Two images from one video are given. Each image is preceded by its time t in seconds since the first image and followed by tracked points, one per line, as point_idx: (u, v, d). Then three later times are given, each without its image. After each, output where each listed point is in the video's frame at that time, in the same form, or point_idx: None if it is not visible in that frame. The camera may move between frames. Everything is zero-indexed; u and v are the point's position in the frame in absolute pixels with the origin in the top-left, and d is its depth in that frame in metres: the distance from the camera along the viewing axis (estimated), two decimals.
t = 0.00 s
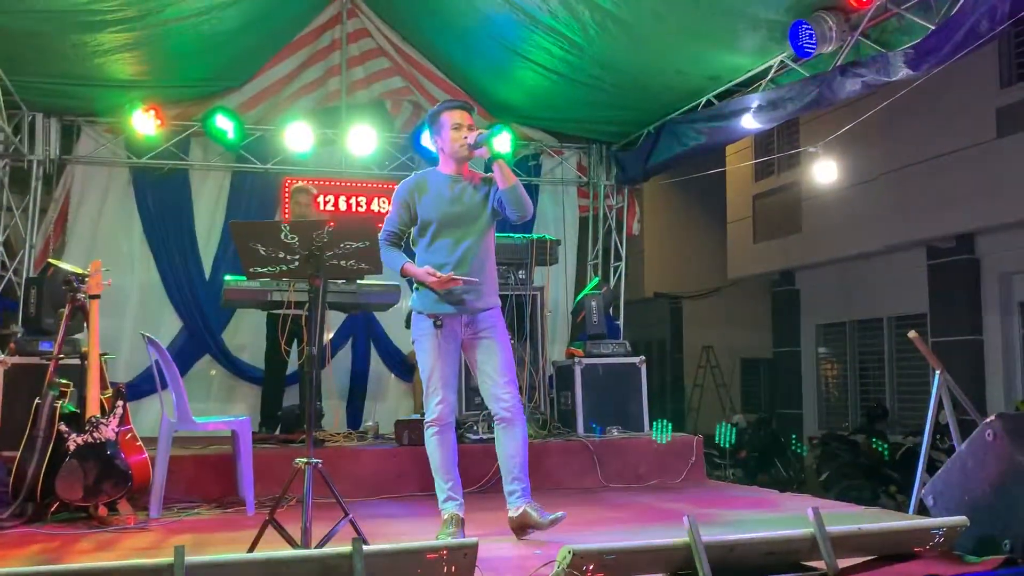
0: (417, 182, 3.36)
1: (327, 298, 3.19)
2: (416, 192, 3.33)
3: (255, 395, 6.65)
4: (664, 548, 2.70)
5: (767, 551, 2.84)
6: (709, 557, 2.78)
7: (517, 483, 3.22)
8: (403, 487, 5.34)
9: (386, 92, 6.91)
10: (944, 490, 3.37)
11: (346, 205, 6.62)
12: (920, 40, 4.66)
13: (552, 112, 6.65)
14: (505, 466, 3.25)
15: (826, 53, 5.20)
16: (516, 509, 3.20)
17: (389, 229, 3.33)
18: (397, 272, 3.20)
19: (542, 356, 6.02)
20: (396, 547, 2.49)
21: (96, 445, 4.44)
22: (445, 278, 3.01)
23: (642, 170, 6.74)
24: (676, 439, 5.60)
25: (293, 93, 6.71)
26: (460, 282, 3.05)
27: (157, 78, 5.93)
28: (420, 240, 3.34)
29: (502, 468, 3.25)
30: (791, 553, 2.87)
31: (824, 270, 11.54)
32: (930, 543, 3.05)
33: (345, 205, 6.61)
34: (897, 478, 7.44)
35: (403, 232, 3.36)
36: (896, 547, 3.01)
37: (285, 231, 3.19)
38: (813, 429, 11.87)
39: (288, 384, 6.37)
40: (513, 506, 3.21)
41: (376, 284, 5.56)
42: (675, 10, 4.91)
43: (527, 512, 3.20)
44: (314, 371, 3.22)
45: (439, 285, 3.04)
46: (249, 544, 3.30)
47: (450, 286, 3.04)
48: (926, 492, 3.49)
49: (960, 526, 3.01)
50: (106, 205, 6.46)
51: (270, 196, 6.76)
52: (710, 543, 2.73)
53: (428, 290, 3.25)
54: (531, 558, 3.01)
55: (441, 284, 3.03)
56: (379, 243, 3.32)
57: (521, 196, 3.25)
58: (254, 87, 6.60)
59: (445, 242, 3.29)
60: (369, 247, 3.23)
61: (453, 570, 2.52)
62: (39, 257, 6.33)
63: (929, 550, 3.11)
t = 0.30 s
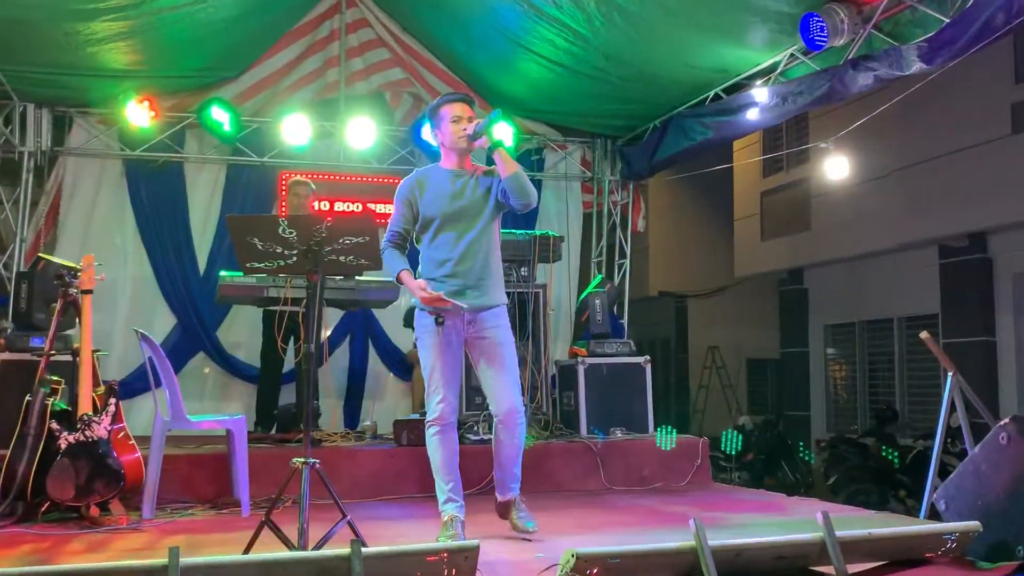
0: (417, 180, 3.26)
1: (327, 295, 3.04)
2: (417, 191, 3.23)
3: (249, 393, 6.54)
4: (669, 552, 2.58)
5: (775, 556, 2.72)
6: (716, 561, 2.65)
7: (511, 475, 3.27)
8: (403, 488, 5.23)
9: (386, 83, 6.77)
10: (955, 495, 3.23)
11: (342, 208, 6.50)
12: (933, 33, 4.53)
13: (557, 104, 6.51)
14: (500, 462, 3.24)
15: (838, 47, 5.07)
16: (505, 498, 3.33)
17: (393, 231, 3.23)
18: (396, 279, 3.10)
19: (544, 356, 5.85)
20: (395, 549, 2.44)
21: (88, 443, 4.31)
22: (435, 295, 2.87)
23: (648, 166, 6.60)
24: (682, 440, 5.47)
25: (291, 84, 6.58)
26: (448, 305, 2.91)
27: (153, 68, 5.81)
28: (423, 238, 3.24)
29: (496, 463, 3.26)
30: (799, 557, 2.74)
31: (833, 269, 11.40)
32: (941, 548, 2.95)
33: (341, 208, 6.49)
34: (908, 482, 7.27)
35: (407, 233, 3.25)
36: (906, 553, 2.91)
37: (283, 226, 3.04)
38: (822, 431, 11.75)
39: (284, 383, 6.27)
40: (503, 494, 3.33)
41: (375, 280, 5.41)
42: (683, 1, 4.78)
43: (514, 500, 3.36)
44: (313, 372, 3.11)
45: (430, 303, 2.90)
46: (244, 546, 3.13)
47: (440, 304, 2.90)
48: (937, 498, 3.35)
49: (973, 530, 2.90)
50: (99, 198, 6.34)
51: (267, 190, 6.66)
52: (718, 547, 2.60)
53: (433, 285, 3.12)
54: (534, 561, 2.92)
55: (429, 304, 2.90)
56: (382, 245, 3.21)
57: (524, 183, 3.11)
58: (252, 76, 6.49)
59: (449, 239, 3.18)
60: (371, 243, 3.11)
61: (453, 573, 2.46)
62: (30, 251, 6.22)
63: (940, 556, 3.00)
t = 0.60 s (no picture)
0: (428, 172, 3.21)
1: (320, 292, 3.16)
2: (427, 184, 3.18)
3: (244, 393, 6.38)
4: (674, 562, 2.45)
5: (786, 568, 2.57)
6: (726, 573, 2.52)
7: (510, 482, 3.26)
8: (398, 494, 5.04)
9: (385, 74, 6.63)
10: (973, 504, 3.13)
11: (336, 192, 6.30)
12: (953, 24, 4.34)
13: (561, 96, 6.31)
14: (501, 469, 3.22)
15: (855, 37, 4.92)
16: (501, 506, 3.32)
17: (403, 232, 3.16)
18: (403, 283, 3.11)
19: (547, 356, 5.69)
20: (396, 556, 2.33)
21: (75, 445, 4.09)
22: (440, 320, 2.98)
23: (655, 161, 6.40)
24: (688, 445, 5.27)
25: (286, 75, 6.41)
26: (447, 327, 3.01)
27: (143, 57, 5.64)
28: (432, 233, 3.17)
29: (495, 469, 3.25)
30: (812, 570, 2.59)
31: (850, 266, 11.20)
32: (959, 559, 2.75)
33: (336, 192, 6.30)
34: (923, 490, 7.05)
35: (418, 230, 3.18)
36: (922, 565, 2.72)
37: (278, 220, 3.13)
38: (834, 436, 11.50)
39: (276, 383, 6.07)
40: (501, 503, 3.32)
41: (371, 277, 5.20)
42: None
43: (512, 510, 3.33)
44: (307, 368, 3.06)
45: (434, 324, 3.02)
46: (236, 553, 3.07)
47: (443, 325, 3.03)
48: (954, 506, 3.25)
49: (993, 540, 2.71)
50: (86, 191, 6.18)
51: (262, 184, 6.44)
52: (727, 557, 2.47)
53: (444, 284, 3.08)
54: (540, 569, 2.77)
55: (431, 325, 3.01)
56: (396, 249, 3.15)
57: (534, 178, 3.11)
58: (248, 66, 6.30)
59: (459, 234, 3.12)
60: (368, 239, 3.19)
61: None
62: (15, 246, 6.05)
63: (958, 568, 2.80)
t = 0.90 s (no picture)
0: (441, 167, 3.14)
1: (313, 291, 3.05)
2: (442, 178, 3.11)
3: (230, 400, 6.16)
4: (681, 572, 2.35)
5: None
6: None
7: (508, 490, 3.18)
8: (393, 502, 4.80)
9: (379, 63, 6.44)
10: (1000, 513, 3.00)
11: (329, 186, 6.06)
12: (975, 12, 4.15)
13: (563, 87, 6.08)
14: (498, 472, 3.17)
15: (872, 26, 4.69)
16: (500, 518, 3.18)
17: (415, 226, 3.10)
18: (419, 284, 3.06)
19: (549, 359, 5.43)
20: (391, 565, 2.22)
21: (56, 450, 3.82)
22: (462, 320, 2.93)
23: (663, 156, 6.16)
24: (697, 453, 5.03)
25: (276, 64, 6.21)
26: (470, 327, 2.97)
27: (128, 45, 5.45)
28: (445, 231, 3.11)
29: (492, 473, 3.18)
30: None
31: (872, 266, 10.60)
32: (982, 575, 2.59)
33: (329, 187, 6.06)
34: (943, 500, 6.72)
35: (429, 226, 3.11)
36: None
37: (269, 214, 2.97)
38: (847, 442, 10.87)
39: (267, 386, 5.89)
40: (499, 514, 3.18)
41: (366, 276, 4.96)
42: None
43: (510, 522, 3.19)
44: (301, 371, 2.97)
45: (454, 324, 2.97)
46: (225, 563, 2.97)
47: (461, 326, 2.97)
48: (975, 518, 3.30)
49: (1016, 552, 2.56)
50: (68, 185, 5.99)
51: (253, 176, 6.26)
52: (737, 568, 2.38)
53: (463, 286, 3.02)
54: None
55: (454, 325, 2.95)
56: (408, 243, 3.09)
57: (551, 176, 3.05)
58: (234, 54, 6.08)
59: (474, 232, 3.07)
60: (362, 236, 3.02)
61: None
62: None
63: None
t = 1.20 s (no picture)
0: (454, 165, 2.91)
1: (301, 289, 2.96)
2: (455, 177, 2.89)
3: (215, 404, 6.01)
4: None
5: None
6: None
7: (507, 501, 2.92)
8: (387, 512, 4.53)
9: (371, 50, 6.22)
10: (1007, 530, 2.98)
11: (319, 179, 5.92)
12: None
13: (564, 75, 5.84)
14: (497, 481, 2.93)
15: (890, 11, 4.45)
16: (499, 530, 2.92)
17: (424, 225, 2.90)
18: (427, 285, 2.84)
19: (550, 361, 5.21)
20: None
21: (32, 457, 3.53)
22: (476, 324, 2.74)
23: (669, 148, 5.91)
24: (706, 460, 4.78)
25: (263, 52, 6.00)
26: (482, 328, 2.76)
27: (106, 31, 5.26)
28: (456, 230, 2.91)
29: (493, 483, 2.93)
30: None
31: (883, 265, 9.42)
32: None
33: (319, 180, 5.91)
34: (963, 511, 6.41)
35: (440, 226, 2.90)
36: None
37: (256, 210, 2.94)
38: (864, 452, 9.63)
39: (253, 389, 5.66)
40: (498, 527, 2.92)
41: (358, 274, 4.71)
42: None
43: (509, 534, 2.92)
44: (287, 373, 2.88)
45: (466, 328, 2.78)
46: None
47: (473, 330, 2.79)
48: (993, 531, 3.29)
49: None
50: (45, 179, 5.79)
51: (239, 169, 6.08)
52: None
53: (474, 286, 2.83)
54: None
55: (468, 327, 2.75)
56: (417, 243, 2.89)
57: (569, 177, 2.87)
58: (220, 41, 5.85)
59: (487, 233, 2.87)
60: (353, 232, 3.00)
61: None
62: None
63: None
